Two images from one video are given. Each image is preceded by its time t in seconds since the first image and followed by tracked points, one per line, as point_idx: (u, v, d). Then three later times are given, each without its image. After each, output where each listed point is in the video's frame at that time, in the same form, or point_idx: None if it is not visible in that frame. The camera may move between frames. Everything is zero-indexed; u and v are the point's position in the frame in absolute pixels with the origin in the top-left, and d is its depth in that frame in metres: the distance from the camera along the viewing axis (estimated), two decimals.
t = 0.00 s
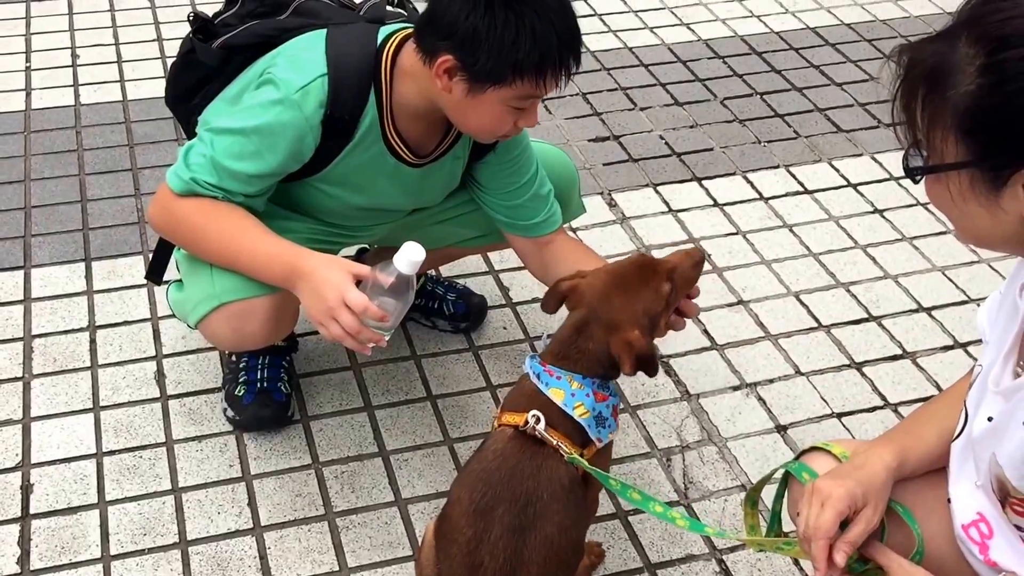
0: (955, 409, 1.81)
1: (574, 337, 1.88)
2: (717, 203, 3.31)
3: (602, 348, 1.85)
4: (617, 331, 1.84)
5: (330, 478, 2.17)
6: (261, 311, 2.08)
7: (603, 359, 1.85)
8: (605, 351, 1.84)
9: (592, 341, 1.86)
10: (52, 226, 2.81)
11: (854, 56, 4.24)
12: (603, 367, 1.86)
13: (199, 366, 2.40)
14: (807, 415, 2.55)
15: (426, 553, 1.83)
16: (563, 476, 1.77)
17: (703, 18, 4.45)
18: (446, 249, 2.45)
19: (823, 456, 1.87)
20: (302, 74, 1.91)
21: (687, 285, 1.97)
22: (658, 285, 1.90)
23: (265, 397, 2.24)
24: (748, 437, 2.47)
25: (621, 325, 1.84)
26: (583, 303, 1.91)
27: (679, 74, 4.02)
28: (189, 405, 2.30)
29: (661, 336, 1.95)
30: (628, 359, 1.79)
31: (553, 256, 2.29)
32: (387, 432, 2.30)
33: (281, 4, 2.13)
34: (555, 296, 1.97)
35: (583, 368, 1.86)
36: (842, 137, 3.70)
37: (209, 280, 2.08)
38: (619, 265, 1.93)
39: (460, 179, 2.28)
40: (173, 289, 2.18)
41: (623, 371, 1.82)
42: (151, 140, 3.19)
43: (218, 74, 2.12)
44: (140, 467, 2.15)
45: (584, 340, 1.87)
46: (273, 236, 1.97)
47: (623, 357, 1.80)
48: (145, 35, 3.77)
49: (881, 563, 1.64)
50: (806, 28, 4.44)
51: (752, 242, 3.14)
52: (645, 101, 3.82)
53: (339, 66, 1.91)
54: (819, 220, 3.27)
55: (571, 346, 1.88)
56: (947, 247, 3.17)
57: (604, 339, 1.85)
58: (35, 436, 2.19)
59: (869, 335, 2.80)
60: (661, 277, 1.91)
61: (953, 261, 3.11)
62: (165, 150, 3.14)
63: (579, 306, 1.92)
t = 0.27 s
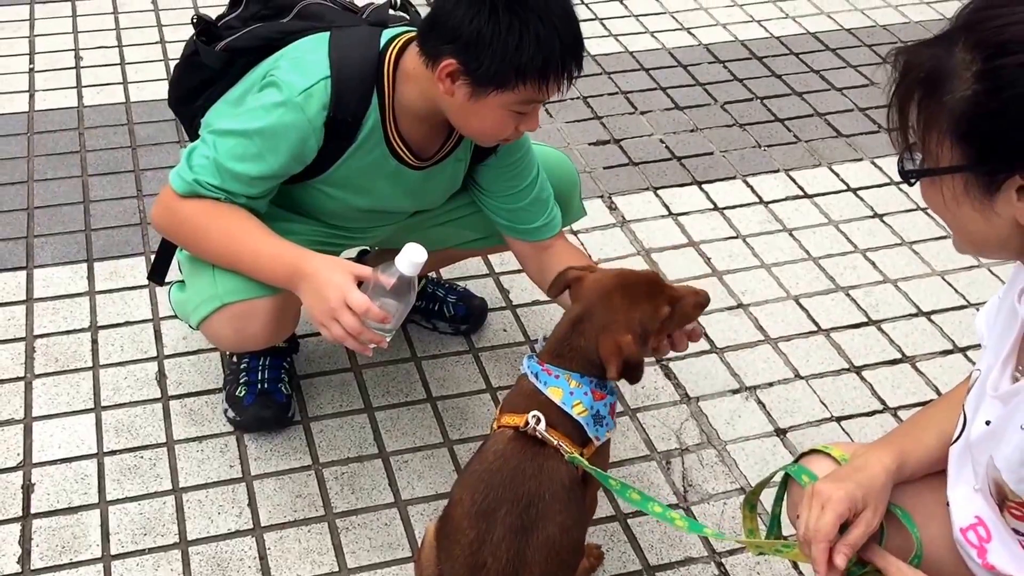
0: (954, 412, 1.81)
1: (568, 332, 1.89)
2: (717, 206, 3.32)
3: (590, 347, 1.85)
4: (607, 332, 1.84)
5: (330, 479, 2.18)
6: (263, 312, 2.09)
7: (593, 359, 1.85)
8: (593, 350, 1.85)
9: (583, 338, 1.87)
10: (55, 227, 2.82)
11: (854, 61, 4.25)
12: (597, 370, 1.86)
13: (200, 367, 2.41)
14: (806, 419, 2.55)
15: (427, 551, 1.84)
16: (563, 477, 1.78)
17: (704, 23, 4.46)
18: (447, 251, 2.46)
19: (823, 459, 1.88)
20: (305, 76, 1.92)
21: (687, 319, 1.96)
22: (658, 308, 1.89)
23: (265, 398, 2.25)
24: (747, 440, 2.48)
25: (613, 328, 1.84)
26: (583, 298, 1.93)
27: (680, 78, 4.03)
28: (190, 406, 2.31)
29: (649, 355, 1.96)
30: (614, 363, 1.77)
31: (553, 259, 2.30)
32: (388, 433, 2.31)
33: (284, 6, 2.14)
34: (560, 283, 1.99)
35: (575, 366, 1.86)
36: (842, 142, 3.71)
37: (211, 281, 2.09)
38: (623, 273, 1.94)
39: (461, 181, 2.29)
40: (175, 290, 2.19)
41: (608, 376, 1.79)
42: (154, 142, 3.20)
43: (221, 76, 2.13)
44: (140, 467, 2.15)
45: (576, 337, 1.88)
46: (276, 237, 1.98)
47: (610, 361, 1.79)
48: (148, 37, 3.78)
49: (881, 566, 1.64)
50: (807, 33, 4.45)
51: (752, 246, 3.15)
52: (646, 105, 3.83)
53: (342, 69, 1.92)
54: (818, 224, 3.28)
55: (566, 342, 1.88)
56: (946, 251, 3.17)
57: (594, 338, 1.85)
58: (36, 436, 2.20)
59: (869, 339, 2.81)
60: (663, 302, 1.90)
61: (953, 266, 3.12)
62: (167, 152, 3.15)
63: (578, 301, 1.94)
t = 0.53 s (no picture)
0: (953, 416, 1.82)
1: (565, 341, 1.88)
2: (717, 210, 3.32)
3: (588, 355, 1.84)
4: (605, 339, 1.83)
5: (331, 481, 2.19)
6: (266, 313, 2.10)
7: (591, 367, 1.84)
8: (592, 358, 1.84)
9: (581, 347, 1.85)
10: (57, 227, 2.82)
11: (855, 65, 4.25)
12: (596, 379, 1.85)
13: (202, 368, 2.41)
14: (806, 422, 2.56)
15: (425, 552, 1.84)
16: (563, 481, 1.78)
17: (705, 27, 4.47)
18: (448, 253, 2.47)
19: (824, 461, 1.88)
20: (308, 78, 1.92)
21: (685, 319, 1.95)
22: (654, 308, 1.89)
23: (266, 399, 2.25)
24: (747, 443, 2.48)
25: (611, 333, 1.84)
26: (579, 306, 1.92)
27: (681, 82, 4.03)
28: (191, 406, 2.31)
29: (648, 359, 1.94)
30: (613, 370, 1.76)
31: (553, 262, 2.31)
32: (388, 435, 2.32)
33: (287, 9, 2.15)
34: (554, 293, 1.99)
35: (574, 374, 1.85)
36: (843, 146, 3.72)
37: (214, 281, 2.10)
38: (615, 275, 1.93)
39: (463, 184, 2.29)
40: (177, 290, 2.19)
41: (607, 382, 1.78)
42: (156, 144, 3.21)
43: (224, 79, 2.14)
44: (141, 467, 2.16)
45: (573, 346, 1.87)
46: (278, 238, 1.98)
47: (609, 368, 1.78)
48: (151, 39, 3.80)
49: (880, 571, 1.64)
50: (808, 37, 4.46)
51: (752, 250, 3.16)
52: (647, 109, 3.84)
53: (345, 72, 1.92)
54: (819, 228, 3.28)
55: (563, 351, 1.88)
56: (947, 256, 3.18)
57: (592, 345, 1.84)
58: (37, 436, 2.21)
59: (869, 343, 2.82)
60: (659, 302, 1.90)
61: (954, 270, 3.12)
62: (170, 154, 3.16)
63: (574, 309, 1.93)
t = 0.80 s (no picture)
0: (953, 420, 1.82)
1: (567, 362, 1.87)
2: (719, 213, 3.33)
3: (598, 364, 1.86)
4: (612, 345, 1.85)
5: (332, 482, 2.19)
6: (268, 314, 2.10)
7: (601, 372, 1.86)
8: (601, 366, 1.85)
9: (589, 360, 1.86)
10: (60, 228, 2.83)
11: (856, 70, 4.26)
12: (600, 382, 1.87)
13: (203, 369, 2.42)
14: (807, 425, 2.56)
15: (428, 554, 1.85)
16: (567, 488, 1.78)
17: (707, 31, 4.48)
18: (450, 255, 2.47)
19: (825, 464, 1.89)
20: (311, 81, 1.93)
21: (647, 261, 1.98)
22: (627, 282, 1.89)
23: (268, 400, 2.26)
24: (748, 446, 2.48)
25: (615, 338, 1.85)
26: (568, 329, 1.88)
27: (683, 85, 4.04)
28: (193, 407, 2.32)
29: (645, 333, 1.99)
30: (630, 364, 1.83)
31: (554, 264, 2.31)
32: (390, 436, 2.32)
33: (291, 12, 2.16)
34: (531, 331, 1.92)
35: (578, 385, 1.86)
36: (844, 150, 3.72)
37: (216, 282, 2.10)
38: (582, 281, 1.90)
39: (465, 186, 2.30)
40: (180, 291, 2.20)
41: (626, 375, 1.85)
42: (159, 145, 3.21)
43: (227, 81, 2.14)
44: (143, 468, 2.16)
45: (578, 361, 1.86)
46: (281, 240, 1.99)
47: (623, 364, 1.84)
48: (154, 41, 3.80)
49: None
50: (810, 42, 4.46)
51: (753, 253, 3.16)
52: (648, 112, 3.84)
53: (348, 75, 1.93)
54: (820, 232, 3.29)
55: (564, 366, 1.87)
56: (948, 260, 3.18)
57: (599, 356, 1.85)
58: (39, 436, 2.21)
59: (870, 347, 2.82)
60: (629, 272, 1.89)
61: (955, 274, 3.12)
62: (172, 155, 3.17)
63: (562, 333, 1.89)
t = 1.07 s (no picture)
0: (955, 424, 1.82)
1: (556, 367, 1.87)
2: (721, 217, 3.33)
3: (587, 366, 1.86)
4: (597, 345, 1.86)
5: (334, 484, 2.19)
6: (270, 316, 2.10)
7: (590, 374, 1.87)
8: (590, 367, 1.86)
9: (577, 362, 1.86)
10: (63, 230, 2.83)
11: (859, 74, 4.26)
12: (593, 383, 1.87)
13: (206, 371, 2.42)
14: (809, 429, 2.56)
15: (430, 556, 1.86)
16: (569, 491, 1.79)
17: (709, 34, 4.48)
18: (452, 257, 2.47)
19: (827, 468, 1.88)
20: (315, 83, 1.93)
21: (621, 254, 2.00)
22: (604, 281, 1.91)
23: (270, 402, 2.26)
24: (750, 449, 2.48)
25: (599, 337, 1.86)
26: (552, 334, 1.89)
27: (685, 89, 4.04)
28: (195, 409, 2.32)
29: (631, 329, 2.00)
30: (616, 364, 1.84)
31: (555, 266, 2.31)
32: (392, 438, 2.32)
33: (295, 15, 2.16)
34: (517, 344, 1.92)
35: (571, 388, 1.86)
36: (847, 154, 3.72)
37: (218, 283, 2.11)
38: (559, 286, 1.92)
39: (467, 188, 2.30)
40: (182, 293, 2.20)
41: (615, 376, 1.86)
42: (162, 147, 3.22)
43: (230, 83, 2.15)
44: (145, 469, 2.16)
45: (568, 364, 1.87)
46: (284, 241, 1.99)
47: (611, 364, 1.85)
48: (158, 44, 3.81)
49: None
50: (812, 46, 4.46)
51: (755, 256, 3.16)
52: (651, 115, 3.85)
53: (352, 78, 1.94)
54: (822, 235, 3.29)
55: (556, 370, 1.88)
56: (950, 264, 3.18)
57: (588, 357, 1.86)
58: (42, 437, 2.21)
59: (872, 351, 2.82)
60: (603, 270, 1.92)
61: (957, 278, 3.12)
62: (175, 157, 3.17)
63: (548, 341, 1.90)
